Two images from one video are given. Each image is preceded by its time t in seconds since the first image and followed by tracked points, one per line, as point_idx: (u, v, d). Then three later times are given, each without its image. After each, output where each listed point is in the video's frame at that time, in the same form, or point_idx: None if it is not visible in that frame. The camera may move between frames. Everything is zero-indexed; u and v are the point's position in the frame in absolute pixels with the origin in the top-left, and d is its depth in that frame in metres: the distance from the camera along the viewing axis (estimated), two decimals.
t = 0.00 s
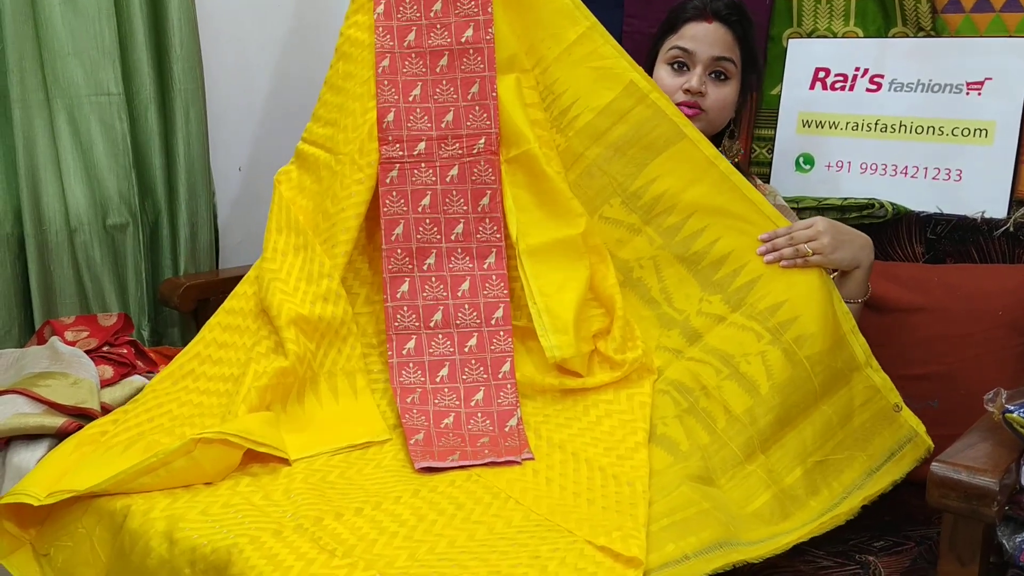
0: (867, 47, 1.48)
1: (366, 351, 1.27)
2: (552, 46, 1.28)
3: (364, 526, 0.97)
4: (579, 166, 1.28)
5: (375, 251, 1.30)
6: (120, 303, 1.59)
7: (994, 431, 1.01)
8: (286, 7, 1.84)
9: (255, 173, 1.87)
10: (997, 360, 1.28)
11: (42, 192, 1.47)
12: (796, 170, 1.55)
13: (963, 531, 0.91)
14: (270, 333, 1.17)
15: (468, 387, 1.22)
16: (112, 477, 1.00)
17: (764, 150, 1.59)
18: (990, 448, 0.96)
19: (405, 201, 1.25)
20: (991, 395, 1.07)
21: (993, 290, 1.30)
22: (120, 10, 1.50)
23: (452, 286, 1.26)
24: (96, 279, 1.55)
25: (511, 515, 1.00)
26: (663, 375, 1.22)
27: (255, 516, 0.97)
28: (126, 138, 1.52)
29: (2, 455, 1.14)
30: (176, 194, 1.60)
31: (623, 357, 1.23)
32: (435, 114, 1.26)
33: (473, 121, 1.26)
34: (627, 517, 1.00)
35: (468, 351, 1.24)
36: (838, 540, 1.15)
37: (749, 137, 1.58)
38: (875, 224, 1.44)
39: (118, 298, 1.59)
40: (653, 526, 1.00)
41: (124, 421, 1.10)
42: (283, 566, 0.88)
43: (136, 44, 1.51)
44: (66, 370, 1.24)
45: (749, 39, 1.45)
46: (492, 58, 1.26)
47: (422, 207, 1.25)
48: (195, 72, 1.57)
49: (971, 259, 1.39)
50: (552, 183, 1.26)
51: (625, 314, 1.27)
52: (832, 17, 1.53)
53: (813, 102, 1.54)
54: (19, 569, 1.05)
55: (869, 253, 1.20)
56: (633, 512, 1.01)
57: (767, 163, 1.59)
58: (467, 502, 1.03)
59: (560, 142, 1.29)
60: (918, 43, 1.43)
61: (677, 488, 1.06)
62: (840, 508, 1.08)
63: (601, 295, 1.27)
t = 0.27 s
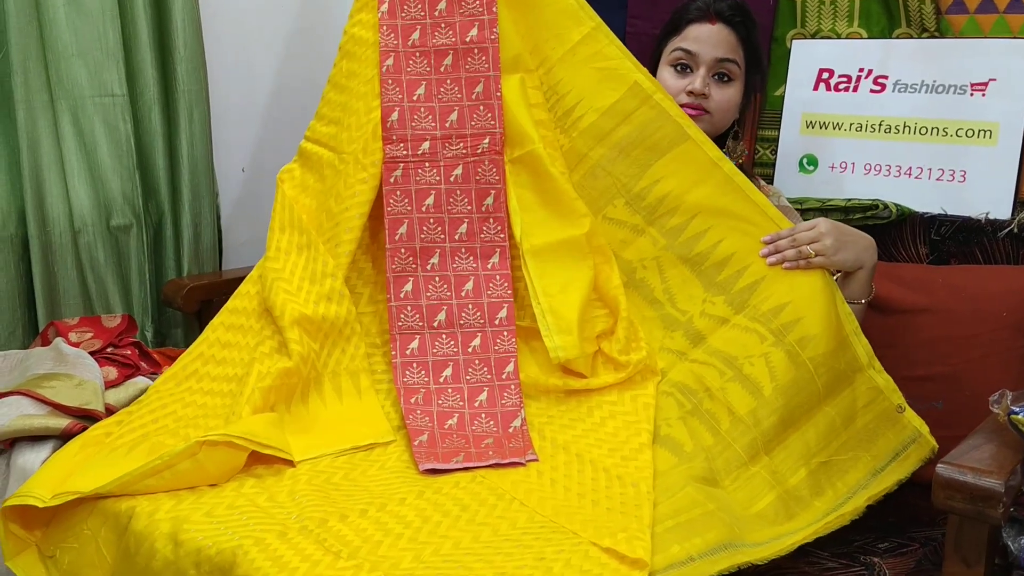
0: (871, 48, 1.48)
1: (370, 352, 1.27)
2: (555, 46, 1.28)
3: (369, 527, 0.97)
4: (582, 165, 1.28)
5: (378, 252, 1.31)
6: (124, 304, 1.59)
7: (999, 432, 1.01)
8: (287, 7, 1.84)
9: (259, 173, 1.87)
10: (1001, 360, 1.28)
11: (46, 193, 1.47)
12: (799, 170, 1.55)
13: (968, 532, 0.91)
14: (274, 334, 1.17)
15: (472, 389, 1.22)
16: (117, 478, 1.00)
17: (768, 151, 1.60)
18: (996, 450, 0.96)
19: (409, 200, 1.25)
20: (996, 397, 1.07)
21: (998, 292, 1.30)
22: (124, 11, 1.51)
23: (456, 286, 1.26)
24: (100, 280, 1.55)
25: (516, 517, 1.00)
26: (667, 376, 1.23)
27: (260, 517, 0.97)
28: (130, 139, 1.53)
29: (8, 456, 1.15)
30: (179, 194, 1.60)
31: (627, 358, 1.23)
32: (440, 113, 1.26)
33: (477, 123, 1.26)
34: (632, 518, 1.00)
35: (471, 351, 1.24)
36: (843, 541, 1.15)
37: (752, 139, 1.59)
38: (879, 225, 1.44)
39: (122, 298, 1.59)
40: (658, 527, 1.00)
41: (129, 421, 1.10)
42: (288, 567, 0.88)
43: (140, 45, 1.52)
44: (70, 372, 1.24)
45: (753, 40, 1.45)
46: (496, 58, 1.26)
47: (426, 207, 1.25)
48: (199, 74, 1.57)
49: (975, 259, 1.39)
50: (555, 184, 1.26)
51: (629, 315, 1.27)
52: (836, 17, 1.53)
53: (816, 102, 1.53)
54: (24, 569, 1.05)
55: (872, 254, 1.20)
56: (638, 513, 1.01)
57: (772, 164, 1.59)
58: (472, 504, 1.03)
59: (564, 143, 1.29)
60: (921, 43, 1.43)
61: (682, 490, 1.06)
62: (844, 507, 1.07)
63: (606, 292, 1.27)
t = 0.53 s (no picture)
0: (872, 51, 1.47)
1: (370, 359, 1.27)
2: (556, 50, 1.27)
3: (369, 532, 0.96)
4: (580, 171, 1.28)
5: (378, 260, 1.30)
6: (123, 306, 1.59)
7: (1000, 437, 1.00)
8: (286, 11, 1.84)
9: (259, 175, 1.87)
10: (1003, 365, 1.28)
11: (47, 196, 1.47)
12: (800, 173, 1.55)
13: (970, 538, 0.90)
14: (274, 341, 1.17)
15: (472, 395, 1.21)
16: (116, 482, 1.00)
17: (769, 153, 1.59)
18: (997, 454, 0.95)
19: (409, 206, 1.25)
20: (998, 402, 1.07)
21: (999, 297, 1.30)
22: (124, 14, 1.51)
23: (456, 293, 1.26)
24: (100, 282, 1.55)
25: (516, 521, 1.00)
26: (666, 388, 1.24)
27: (260, 522, 0.97)
28: (131, 142, 1.53)
29: (7, 460, 1.15)
30: (179, 197, 1.60)
31: (629, 369, 1.23)
32: (440, 118, 1.25)
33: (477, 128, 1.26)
34: (632, 522, 1.00)
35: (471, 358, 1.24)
36: (844, 546, 1.14)
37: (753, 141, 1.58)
38: (880, 228, 1.45)
39: (121, 301, 1.59)
40: (658, 531, 1.00)
41: (129, 427, 1.10)
42: (288, 572, 0.88)
43: (141, 48, 1.52)
44: (70, 375, 1.24)
45: (755, 44, 1.44)
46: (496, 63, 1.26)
47: (426, 212, 1.25)
48: (199, 76, 1.57)
49: (976, 263, 1.39)
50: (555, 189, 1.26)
51: (630, 323, 1.27)
52: (837, 20, 1.52)
53: (818, 105, 1.53)
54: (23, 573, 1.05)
55: (870, 263, 1.20)
56: (638, 518, 1.00)
57: (772, 167, 1.59)
58: (472, 508, 1.03)
59: (564, 148, 1.29)
60: (922, 47, 1.43)
61: (682, 495, 1.06)
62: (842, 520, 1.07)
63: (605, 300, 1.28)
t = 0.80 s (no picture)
0: (873, 57, 1.47)
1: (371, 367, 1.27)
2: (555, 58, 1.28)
3: (371, 539, 0.97)
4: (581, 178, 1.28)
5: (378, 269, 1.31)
6: (125, 312, 1.59)
7: (1002, 445, 1.00)
8: (286, 16, 1.84)
9: (259, 180, 1.87)
10: (1004, 371, 1.28)
11: (48, 201, 1.47)
12: (801, 179, 1.55)
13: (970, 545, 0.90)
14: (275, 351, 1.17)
15: (472, 404, 1.21)
16: (118, 488, 1.00)
17: (770, 159, 1.59)
18: (998, 461, 0.95)
19: (409, 218, 1.25)
20: (998, 409, 1.07)
21: (1001, 303, 1.29)
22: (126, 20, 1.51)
23: (457, 303, 1.26)
24: (101, 287, 1.55)
25: (517, 528, 1.00)
26: (667, 396, 1.24)
27: (262, 528, 0.97)
28: (132, 146, 1.53)
29: (8, 466, 1.15)
30: (181, 202, 1.60)
31: (630, 375, 1.24)
32: (439, 130, 1.26)
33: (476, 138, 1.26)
34: (633, 529, 1.00)
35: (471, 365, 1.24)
36: (845, 552, 1.14)
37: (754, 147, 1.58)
38: (881, 233, 1.45)
39: (123, 306, 1.59)
40: (660, 538, 1.00)
41: (130, 434, 1.10)
42: None
43: (143, 53, 1.52)
44: (72, 381, 1.24)
45: (756, 49, 1.44)
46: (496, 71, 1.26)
47: (426, 224, 1.25)
48: (200, 81, 1.58)
49: (977, 268, 1.39)
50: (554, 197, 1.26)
51: (630, 331, 1.27)
52: (838, 26, 1.52)
53: (819, 110, 1.53)
54: None
55: (870, 270, 1.20)
56: (639, 524, 1.01)
57: (773, 172, 1.59)
58: (473, 515, 1.03)
59: (564, 157, 1.29)
60: (923, 52, 1.43)
61: (683, 500, 1.06)
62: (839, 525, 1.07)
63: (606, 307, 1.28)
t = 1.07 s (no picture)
0: (873, 58, 1.47)
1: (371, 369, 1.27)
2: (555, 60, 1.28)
3: (371, 542, 0.97)
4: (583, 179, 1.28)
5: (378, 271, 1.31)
6: (126, 314, 1.59)
7: (1003, 447, 0.99)
8: (287, 17, 1.85)
9: (260, 182, 1.87)
10: (1005, 374, 1.28)
11: (49, 203, 1.47)
12: (802, 181, 1.55)
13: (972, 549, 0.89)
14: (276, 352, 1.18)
15: (473, 406, 1.22)
16: (120, 491, 1.00)
17: (770, 161, 1.59)
18: (998, 465, 0.95)
19: (410, 218, 1.25)
20: (1000, 412, 1.07)
21: (1002, 305, 1.29)
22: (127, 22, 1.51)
23: (457, 304, 1.26)
24: (103, 289, 1.55)
25: (517, 531, 1.00)
26: (667, 397, 1.24)
27: (263, 532, 0.97)
28: (133, 149, 1.53)
29: (9, 469, 1.15)
30: (182, 204, 1.61)
31: (630, 377, 1.24)
32: (440, 130, 1.26)
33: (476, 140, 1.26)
34: (634, 533, 1.00)
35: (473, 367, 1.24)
36: (846, 555, 1.14)
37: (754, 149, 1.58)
38: (882, 235, 1.45)
39: (124, 308, 1.59)
40: (660, 542, 1.00)
41: (131, 437, 1.10)
42: None
43: (143, 55, 1.52)
44: (73, 384, 1.24)
45: (756, 51, 1.44)
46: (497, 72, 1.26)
47: (427, 224, 1.26)
48: (201, 83, 1.58)
49: (978, 271, 1.39)
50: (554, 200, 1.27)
51: (631, 332, 1.27)
52: (839, 28, 1.52)
53: (820, 112, 1.53)
54: None
55: (871, 271, 1.20)
56: (640, 528, 1.01)
57: (774, 173, 1.60)
58: (474, 518, 1.03)
59: (565, 158, 1.29)
60: (924, 54, 1.43)
61: (683, 504, 1.07)
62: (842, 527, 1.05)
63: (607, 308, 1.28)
